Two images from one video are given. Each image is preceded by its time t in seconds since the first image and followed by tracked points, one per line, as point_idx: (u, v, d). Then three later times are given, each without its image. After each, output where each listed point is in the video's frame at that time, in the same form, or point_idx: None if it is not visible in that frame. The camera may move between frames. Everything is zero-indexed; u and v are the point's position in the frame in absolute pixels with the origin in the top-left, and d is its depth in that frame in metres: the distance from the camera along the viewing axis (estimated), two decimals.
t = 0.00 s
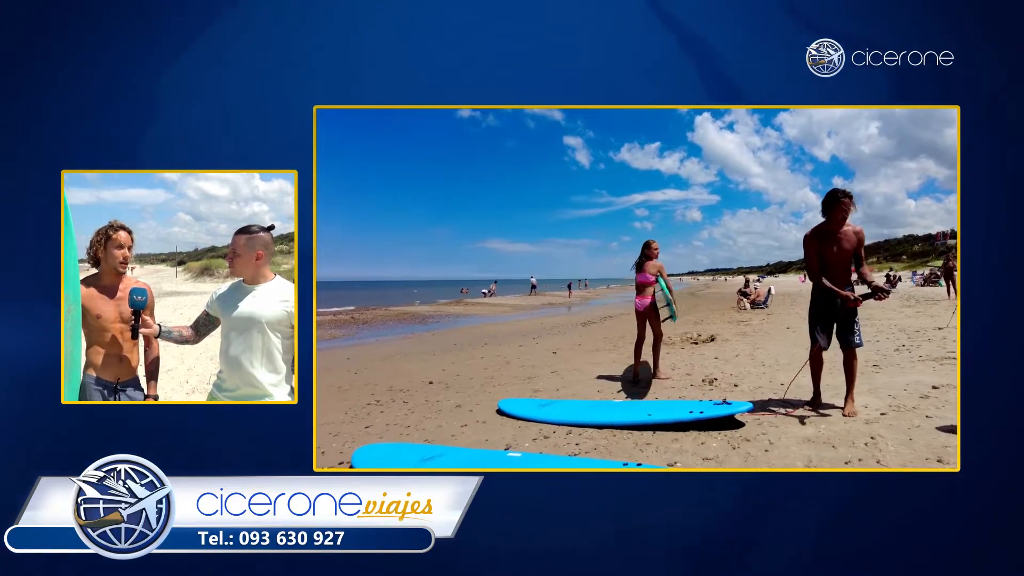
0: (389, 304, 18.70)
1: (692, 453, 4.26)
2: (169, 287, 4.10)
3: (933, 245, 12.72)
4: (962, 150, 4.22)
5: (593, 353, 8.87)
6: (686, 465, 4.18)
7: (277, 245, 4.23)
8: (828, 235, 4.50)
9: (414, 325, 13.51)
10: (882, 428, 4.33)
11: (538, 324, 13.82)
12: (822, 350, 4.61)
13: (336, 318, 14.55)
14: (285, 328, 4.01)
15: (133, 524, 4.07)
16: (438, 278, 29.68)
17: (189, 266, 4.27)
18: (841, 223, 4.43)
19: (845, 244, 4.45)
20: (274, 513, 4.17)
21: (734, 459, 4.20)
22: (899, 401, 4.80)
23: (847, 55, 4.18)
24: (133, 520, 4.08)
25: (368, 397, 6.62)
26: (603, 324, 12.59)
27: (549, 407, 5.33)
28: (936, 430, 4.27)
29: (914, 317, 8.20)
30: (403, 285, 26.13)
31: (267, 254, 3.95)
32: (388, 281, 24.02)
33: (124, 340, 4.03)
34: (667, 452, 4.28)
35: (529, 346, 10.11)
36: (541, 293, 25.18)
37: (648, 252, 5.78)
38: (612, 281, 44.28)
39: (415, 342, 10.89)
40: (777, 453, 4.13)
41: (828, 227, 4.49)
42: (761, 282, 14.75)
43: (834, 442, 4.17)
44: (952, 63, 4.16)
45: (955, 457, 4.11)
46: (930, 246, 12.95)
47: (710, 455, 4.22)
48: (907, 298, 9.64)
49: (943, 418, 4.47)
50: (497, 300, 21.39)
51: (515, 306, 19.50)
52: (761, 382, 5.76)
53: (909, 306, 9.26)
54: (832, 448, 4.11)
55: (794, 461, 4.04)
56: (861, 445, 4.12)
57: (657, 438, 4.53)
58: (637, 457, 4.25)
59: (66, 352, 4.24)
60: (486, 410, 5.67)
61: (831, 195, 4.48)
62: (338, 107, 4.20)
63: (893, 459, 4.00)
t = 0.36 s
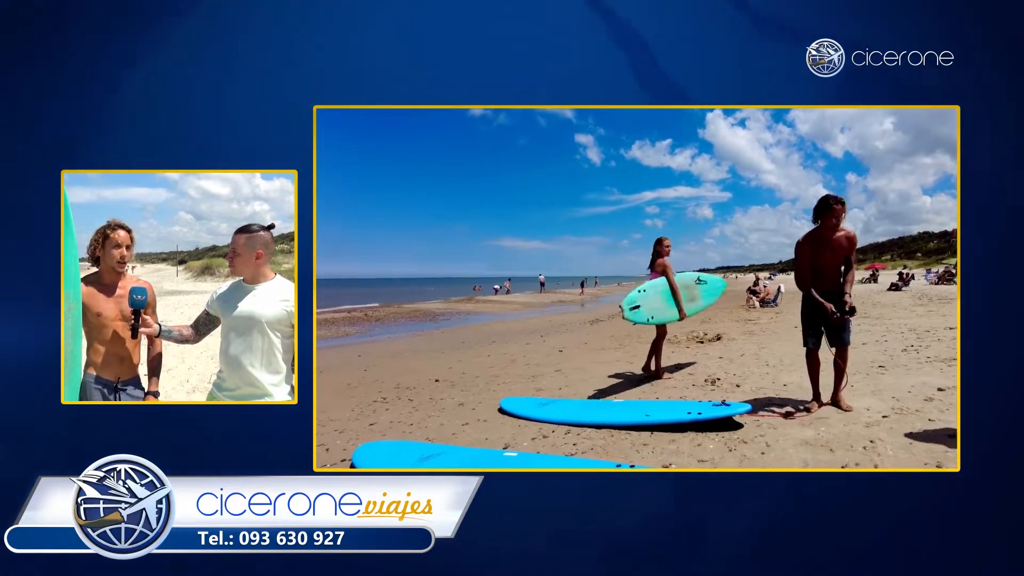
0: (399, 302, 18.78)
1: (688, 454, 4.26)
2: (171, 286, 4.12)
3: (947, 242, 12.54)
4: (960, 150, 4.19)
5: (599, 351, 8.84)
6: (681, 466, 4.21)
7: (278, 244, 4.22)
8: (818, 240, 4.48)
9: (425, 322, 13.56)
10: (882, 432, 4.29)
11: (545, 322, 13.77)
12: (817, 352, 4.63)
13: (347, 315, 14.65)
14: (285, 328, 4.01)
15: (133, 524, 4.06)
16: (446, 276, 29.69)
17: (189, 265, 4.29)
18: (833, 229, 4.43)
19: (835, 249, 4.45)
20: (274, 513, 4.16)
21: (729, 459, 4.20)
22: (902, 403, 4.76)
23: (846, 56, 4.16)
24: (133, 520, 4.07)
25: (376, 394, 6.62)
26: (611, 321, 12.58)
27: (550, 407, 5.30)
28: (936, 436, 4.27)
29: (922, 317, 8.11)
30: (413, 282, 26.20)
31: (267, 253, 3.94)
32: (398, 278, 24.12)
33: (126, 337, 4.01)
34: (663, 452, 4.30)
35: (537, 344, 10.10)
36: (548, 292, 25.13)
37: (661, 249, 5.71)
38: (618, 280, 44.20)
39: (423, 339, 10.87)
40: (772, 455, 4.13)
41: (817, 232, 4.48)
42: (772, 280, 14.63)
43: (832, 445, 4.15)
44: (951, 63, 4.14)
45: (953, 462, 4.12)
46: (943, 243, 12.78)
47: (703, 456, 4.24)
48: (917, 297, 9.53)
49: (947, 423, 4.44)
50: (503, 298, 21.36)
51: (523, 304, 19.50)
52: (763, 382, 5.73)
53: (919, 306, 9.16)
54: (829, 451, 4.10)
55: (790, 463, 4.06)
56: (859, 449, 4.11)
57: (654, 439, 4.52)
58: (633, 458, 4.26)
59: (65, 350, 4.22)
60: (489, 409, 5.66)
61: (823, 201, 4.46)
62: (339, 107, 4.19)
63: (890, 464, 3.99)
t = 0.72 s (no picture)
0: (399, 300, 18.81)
1: (688, 461, 4.22)
2: (171, 285, 4.04)
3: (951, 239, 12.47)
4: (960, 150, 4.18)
5: (600, 351, 8.84)
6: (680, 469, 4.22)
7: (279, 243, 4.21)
8: (828, 241, 4.46)
9: (425, 320, 13.58)
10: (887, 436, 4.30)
11: (546, 320, 13.76)
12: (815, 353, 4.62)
13: (348, 313, 14.69)
14: (285, 327, 4.03)
15: (133, 524, 4.06)
16: (447, 275, 29.77)
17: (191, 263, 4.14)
18: (846, 234, 4.41)
19: (842, 254, 4.44)
20: (274, 513, 4.15)
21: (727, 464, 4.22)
22: (908, 408, 4.75)
23: (847, 55, 4.15)
24: (133, 520, 4.07)
25: (373, 395, 6.62)
26: (612, 320, 12.58)
27: (548, 408, 5.33)
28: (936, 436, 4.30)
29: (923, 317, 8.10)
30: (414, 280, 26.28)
31: (267, 253, 3.96)
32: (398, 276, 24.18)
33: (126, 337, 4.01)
34: (662, 459, 4.27)
35: (537, 343, 10.09)
36: (549, 290, 25.09)
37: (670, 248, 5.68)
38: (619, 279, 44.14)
39: (423, 338, 10.87)
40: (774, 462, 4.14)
41: (829, 233, 4.46)
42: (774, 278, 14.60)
43: (836, 452, 4.14)
44: (951, 62, 4.13)
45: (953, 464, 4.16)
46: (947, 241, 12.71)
47: (704, 463, 4.21)
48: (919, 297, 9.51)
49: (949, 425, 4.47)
50: (504, 296, 21.35)
51: (524, 302, 19.50)
52: (765, 383, 5.73)
53: (922, 305, 9.12)
54: (834, 459, 4.10)
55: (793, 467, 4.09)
56: (864, 455, 4.09)
57: (654, 444, 4.48)
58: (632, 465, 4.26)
59: (65, 349, 4.21)
60: (486, 410, 5.65)
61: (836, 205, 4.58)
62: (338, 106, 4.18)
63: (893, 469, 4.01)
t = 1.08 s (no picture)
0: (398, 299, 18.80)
1: (688, 463, 4.26)
2: (171, 285, 4.04)
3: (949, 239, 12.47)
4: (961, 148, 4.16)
5: (598, 351, 8.85)
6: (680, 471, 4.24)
7: (280, 242, 4.21)
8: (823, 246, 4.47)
9: (423, 320, 13.55)
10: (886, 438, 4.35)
11: (544, 320, 13.77)
12: (803, 353, 4.66)
13: (346, 312, 14.66)
14: (285, 326, 4.13)
15: (133, 524, 4.06)
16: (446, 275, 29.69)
17: (190, 263, 4.12)
18: (838, 241, 4.44)
19: (835, 259, 4.48)
20: (274, 513, 4.15)
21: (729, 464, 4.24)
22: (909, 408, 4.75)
23: (847, 56, 4.15)
24: (133, 520, 4.07)
25: (370, 395, 6.62)
26: (610, 319, 12.58)
27: (544, 408, 5.34)
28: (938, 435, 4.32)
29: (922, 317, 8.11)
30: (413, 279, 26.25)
31: (267, 252, 3.98)
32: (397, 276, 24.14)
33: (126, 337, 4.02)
34: (663, 461, 4.28)
35: (535, 343, 10.09)
36: (548, 290, 25.10)
37: (681, 247, 5.67)
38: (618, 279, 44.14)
39: (421, 337, 10.88)
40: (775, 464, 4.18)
41: (825, 239, 4.47)
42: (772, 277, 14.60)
43: (837, 454, 4.19)
44: (952, 62, 4.13)
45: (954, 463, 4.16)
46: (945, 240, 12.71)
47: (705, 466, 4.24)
48: (918, 296, 9.51)
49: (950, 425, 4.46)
50: (503, 296, 21.36)
51: (523, 301, 19.48)
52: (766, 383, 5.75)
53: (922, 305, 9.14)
54: (835, 461, 4.14)
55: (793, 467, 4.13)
56: (867, 458, 4.16)
57: (654, 446, 4.49)
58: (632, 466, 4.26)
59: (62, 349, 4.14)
60: (484, 410, 5.66)
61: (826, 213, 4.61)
62: (338, 107, 4.18)
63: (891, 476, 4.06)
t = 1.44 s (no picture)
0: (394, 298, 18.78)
1: (687, 460, 4.25)
2: (171, 285, 4.03)
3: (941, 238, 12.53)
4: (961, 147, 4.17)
5: (594, 350, 8.86)
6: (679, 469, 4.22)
7: (280, 242, 4.21)
8: (797, 260, 4.60)
9: (418, 319, 13.54)
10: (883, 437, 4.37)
11: (540, 319, 13.81)
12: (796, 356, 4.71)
13: (340, 312, 14.64)
14: (284, 326, 4.16)
15: (133, 524, 4.07)
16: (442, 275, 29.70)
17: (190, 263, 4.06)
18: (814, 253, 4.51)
19: (815, 270, 4.55)
20: (274, 513, 4.15)
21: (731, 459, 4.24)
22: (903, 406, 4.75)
23: (847, 55, 4.15)
24: (133, 520, 4.08)
25: (365, 395, 6.63)
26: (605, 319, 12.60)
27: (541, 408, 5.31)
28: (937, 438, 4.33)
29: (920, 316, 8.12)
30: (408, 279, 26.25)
31: (266, 253, 4.03)
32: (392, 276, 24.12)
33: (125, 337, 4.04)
34: (662, 458, 4.28)
35: (531, 342, 10.10)
36: (545, 289, 25.16)
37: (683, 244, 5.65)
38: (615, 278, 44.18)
39: (416, 337, 10.88)
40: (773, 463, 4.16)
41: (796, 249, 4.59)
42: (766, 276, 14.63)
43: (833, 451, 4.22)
44: (951, 62, 4.13)
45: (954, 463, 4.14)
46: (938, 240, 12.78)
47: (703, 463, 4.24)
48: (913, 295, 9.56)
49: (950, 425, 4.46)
50: (499, 296, 21.37)
51: (519, 301, 19.50)
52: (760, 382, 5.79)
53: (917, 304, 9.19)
54: (831, 456, 4.17)
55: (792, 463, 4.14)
56: (861, 454, 4.19)
57: (652, 443, 4.48)
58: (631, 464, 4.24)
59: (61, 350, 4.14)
60: (482, 409, 5.68)
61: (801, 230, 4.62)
62: (337, 107, 4.18)
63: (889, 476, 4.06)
